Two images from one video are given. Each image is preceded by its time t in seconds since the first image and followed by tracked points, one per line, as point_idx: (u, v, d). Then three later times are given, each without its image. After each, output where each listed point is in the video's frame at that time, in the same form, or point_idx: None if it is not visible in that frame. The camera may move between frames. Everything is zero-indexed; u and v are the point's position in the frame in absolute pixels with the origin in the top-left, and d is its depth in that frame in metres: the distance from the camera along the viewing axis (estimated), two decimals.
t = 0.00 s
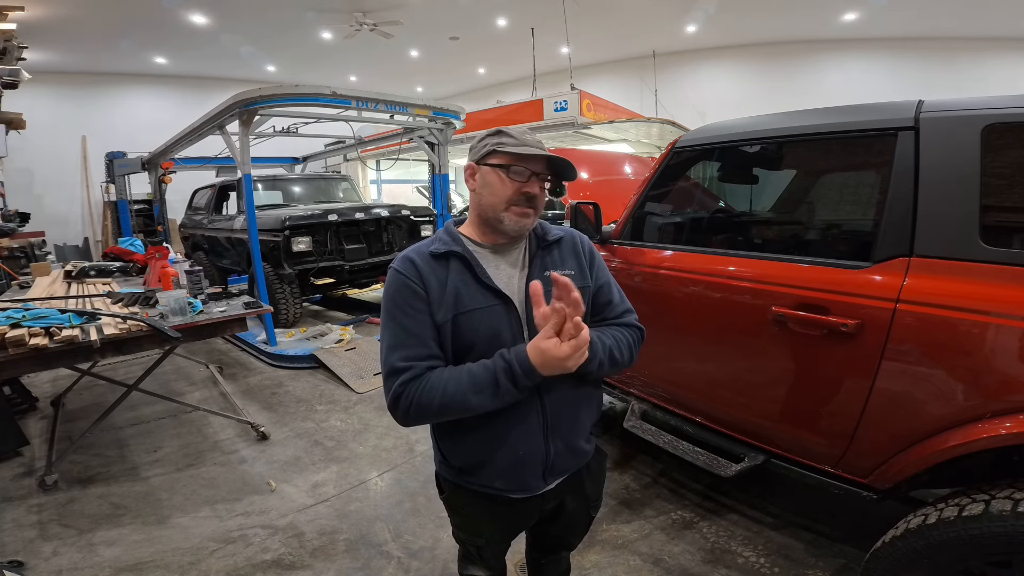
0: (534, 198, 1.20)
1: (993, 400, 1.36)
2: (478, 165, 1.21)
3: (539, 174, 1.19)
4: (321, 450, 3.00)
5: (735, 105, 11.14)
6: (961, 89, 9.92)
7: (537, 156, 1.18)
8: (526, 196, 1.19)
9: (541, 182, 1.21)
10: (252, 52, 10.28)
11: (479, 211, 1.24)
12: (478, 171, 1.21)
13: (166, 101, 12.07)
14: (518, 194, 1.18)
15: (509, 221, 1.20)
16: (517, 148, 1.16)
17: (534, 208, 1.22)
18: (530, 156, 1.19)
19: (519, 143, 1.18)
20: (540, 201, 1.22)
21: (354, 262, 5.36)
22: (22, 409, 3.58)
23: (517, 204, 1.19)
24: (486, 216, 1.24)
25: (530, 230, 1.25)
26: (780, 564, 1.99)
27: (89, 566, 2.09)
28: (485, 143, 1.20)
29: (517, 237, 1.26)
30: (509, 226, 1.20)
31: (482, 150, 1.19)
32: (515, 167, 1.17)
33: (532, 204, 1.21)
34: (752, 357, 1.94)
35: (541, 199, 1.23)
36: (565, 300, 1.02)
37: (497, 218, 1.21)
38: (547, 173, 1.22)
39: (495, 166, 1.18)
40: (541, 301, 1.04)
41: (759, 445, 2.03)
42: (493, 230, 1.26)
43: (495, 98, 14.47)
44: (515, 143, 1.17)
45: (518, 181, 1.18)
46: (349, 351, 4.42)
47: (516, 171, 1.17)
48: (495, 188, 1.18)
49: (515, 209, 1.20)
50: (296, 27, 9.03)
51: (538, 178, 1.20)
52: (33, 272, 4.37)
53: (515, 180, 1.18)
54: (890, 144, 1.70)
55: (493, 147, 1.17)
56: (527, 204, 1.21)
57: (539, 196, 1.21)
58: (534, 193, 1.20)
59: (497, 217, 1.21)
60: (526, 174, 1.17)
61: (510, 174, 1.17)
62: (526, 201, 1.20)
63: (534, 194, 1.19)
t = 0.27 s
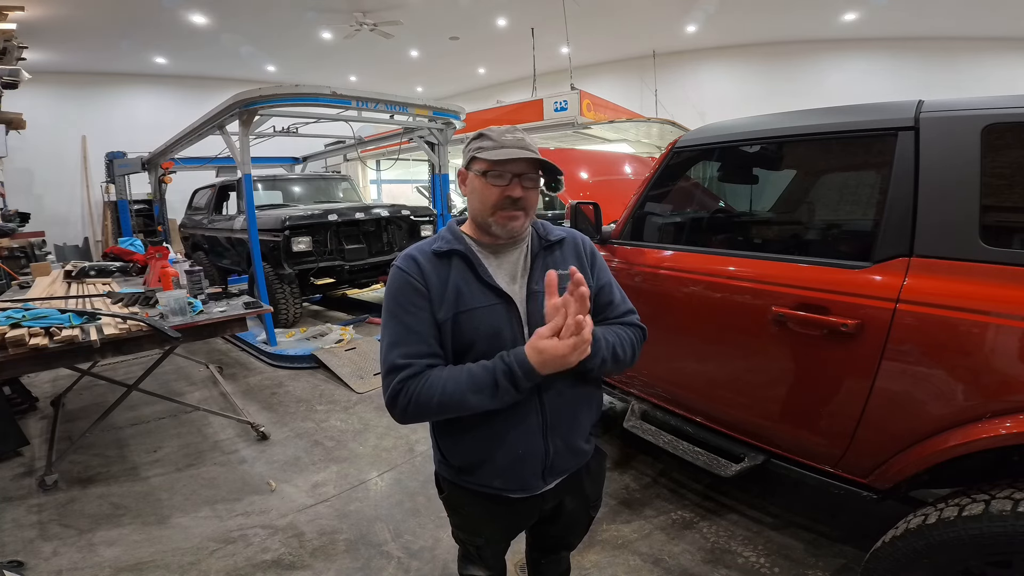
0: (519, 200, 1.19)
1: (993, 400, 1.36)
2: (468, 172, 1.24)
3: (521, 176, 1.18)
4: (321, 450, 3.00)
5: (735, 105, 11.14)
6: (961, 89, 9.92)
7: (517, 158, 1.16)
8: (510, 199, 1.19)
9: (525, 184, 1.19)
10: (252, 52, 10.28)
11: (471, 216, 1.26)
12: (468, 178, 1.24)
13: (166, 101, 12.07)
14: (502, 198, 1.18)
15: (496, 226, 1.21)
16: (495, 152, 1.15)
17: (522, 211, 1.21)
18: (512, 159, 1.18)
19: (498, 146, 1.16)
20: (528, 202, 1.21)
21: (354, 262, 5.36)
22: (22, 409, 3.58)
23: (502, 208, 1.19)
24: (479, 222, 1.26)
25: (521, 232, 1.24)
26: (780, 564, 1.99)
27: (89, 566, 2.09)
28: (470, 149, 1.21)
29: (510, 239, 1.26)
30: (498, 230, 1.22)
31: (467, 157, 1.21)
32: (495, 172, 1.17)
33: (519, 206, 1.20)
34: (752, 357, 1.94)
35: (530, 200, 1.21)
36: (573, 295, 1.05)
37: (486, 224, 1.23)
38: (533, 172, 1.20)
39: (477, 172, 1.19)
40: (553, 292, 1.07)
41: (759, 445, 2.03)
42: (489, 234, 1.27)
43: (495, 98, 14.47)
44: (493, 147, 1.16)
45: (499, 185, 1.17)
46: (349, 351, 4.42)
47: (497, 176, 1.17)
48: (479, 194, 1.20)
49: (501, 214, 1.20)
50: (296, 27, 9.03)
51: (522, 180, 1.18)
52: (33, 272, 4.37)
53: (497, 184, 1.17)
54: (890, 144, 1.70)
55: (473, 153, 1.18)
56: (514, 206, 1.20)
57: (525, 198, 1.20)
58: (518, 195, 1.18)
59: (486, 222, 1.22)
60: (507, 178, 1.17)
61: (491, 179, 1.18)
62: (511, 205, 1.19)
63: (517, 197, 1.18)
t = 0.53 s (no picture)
0: (513, 206, 1.19)
1: (992, 400, 1.36)
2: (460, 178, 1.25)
3: (512, 179, 1.17)
4: (321, 450, 3.00)
5: (735, 105, 11.14)
6: (960, 89, 9.92)
7: (506, 163, 1.16)
8: (503, 204, 1.19)
9: (516, 187, 1.18)
10: (252, 52, 10.28)
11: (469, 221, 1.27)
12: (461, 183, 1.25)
13: (166, 101, 12.07)
14: (495, 204, 1.19)
15: (492, 231, 1.22)
16: (483, 158, 1.15)
17: (517, 213, 1.21)
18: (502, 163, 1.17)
19: (487, 152, 1.16)
20: (522, 205, 1.20)
21: (354, 262, 5.36)
22: (22, 409, 3.58)
23: (496, 213, 1.20)
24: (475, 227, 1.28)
25: (518, 234, 1.24)
26: (780, 564, 1.99)
27: (89, 566, 2.09)
28: (460, 155, 1.22)
29: (509, 241, 1.27)
30: (495, 235, 1.23)
31: (458, 163, 1.22)
32: (486, 178, 1.17)
33: (513, 210, 1.20)
34: (752, 357, 1.94)
35: (525, 202, 1.21)
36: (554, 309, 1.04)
37: (482, 229, 1.24)
38: (524, 174, 1.19)
39: (468, 178, 1.19)
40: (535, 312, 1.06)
41: (759, 445, 2.03)
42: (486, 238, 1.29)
43: (495, 98, 14.47)
44: (481, 153, 1.16)
45: (492, 191, 1.18)
46: (349, 351, 4.42)
47: (488, 183, 1.17)
48: (473, 201, 1.21)
49: (496, 219, 1.21)
50: (296, 27, 9.03)
51: (513, 183, 1.18)
52: (33, 272, 4.37)
53: (488, 190, 1.18)
54: (890, 144, 1.70)
55: (463, 160, 1.18)
56: (508, 210, 1.20)
57: (518, 201, 1.19)
58: (511, 200, 1.18)
59: (482, 227, 1.23)
60: (499, 184, 1.17)
61: (482, 186, 1.18)
62: (505, 209, 1.19)
63: (510, 202, 1.18)
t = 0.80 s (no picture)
0: (505, 208, 1.20)
1: (993, 400, 1.37)
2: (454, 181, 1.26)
3: (502, 182, 1.18)
4: (321, 450, 3.00)
5: (735, 105, 11.14)
6: (959, 89, 9.92)
7: (494, 164, 1.17)
8: (494, 206, 1.20)
9: (507, 188, 1.19)
10: (252, 52, 10.28)
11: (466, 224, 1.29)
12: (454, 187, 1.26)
13: (166, 101, 12.07)
14: (487, 206, 1.20)
15: (486, 233, 1.23)
16: (471, 161, 1.17)
17: (509, 216, 1.21)
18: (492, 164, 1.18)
19: (478, 155, 1.17)
20: (514, 206, 1.21)
21: (354, 262, 5.36)
22: (22, 409, 3.58)
23: (489, 215, 1.21)
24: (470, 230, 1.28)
25: (513, 236, 1.25)
26: (780, 564, 1.99)
27: (89, 566, 2.09)
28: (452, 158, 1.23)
29: (505, 244, 1.28)
30: (489, 239, 1.24)
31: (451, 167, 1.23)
32: (478, 181, 1.18)
33: (505, 212, 1.21)
34: (752, 357, 1.94)
35: (518, 203, 1.22)
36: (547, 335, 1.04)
37: (476, 232, 1.25)
38: (514, 175, 1.20)
39: (459, 182, 1.21)
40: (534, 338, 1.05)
41: (759, 445, 2.03)
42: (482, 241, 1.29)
43: (495, 98, 14.47)
44: (470, 155, 1.17)
45: (483, 194, 1.18)
46: (349, 351, 4.42)
47: (480, 186, 1.18)
48: (466, 205, 1.22)
49: (490, 221, 1.22)
50: (296, 27, 9.03)
51: (503, 185, 1.19)
52: (33, 272, 4.37)
53: (478, 192, 1.19)
54: (890, 144, 1.70)
55: (453, 164, 1.20)
56: (500, 212, 1.21)
57: (510, 202, 1.20)
58: (503, 202, 1.19)
59: (477, 230, 1.24)
60: (491, 187, 1.18)
61: (475, 189, 1.19)
62: (497, 211, 1.20)
63: (502, 204, 1.19)
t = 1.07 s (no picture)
0: (501, 207, 1.20)
1: (993, 400, 1.37)
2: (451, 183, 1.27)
3: (497, 181, 1.18)
4: (321, 450, 3.00)
5: (735, 105, 11.14)
6: (959, 89, 9.92)
7: (488, 164, 1.17)
8: (491, 206, 1.20)
9: (503, 187, 1.19)
10: (252, 52, 10.29)
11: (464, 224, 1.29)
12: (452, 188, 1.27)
13: (166, 101, 12.07)
14: (484, 207, 1.20)
15: (484, 233, 1.23)
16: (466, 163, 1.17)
17: (507, 215, 1.21)
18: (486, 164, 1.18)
19: (472, 155, 1.17)
20: (510, 206, 1.21)
21: (354, 262, 5.36)
22: (22, 409, 3.58)
23: (485, 215, 1.21)
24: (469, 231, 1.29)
25: (511, 235, 1.25)
26: (780, 564, 1.99)
27: (89, 566, 2.09)
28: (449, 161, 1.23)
29: (504, 244, 1.28)
30: (487, 239, 1.24)
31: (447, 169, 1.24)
32: (473, 181, 1.19)
33: (502, 212, 1.21)
34: (752, 357, 1.94)
35: (514, 203, 1.22)
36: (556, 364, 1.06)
37: (474, 233, 1.25)
38: (510, 174, 1.20)
39: (456, 184, 1.21)
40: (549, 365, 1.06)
41: (759, 445, 2.03)
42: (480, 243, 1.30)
43: (495, 98, 14.47)
44: (464, 155, 1.17)
45: (479, 194, 1.19)
46: (349, 351, 4.42)
47: (475, 186, 1.19)
48: (463, 206, 1.23)
49: (487, 222, 1.22)
50: (296, 27, 9.03)
51: (499, 184, 1.19)
52: (33, 272, 4.37)
53: (475, 193, 1.19)
54: (890, 144, 1.70)
55: (449, 166, 1.20)
56: (497, 212, 1.21)
57: (505, 202, 1.20)
58: (498, 202, 1.19)
59: (474, 230, 1.25)
60: (486, 187, 1.18)
61: (470, 190, 1.19)
62: (494, 211, 1.20)
63: (498, 203, 1.19)
